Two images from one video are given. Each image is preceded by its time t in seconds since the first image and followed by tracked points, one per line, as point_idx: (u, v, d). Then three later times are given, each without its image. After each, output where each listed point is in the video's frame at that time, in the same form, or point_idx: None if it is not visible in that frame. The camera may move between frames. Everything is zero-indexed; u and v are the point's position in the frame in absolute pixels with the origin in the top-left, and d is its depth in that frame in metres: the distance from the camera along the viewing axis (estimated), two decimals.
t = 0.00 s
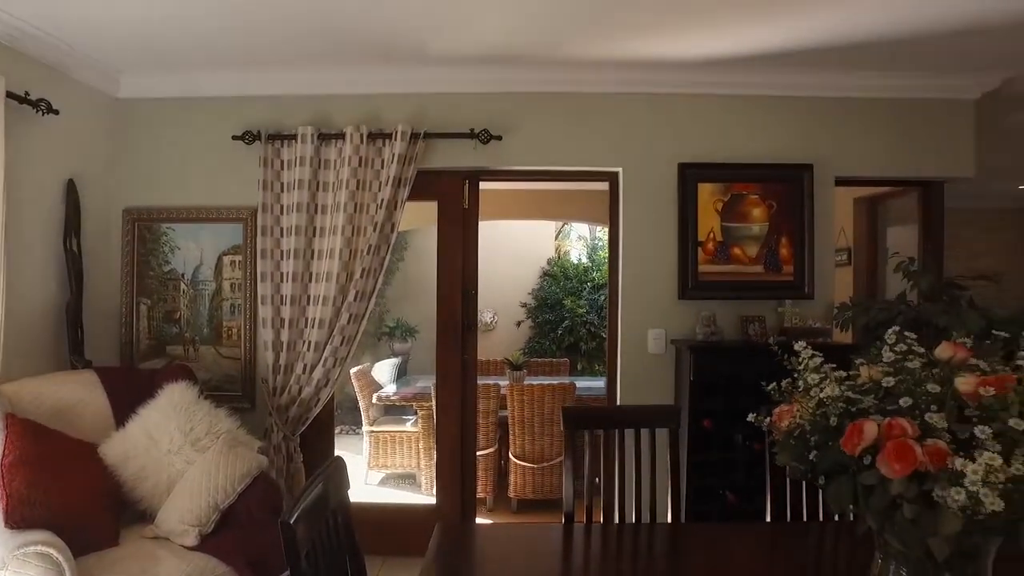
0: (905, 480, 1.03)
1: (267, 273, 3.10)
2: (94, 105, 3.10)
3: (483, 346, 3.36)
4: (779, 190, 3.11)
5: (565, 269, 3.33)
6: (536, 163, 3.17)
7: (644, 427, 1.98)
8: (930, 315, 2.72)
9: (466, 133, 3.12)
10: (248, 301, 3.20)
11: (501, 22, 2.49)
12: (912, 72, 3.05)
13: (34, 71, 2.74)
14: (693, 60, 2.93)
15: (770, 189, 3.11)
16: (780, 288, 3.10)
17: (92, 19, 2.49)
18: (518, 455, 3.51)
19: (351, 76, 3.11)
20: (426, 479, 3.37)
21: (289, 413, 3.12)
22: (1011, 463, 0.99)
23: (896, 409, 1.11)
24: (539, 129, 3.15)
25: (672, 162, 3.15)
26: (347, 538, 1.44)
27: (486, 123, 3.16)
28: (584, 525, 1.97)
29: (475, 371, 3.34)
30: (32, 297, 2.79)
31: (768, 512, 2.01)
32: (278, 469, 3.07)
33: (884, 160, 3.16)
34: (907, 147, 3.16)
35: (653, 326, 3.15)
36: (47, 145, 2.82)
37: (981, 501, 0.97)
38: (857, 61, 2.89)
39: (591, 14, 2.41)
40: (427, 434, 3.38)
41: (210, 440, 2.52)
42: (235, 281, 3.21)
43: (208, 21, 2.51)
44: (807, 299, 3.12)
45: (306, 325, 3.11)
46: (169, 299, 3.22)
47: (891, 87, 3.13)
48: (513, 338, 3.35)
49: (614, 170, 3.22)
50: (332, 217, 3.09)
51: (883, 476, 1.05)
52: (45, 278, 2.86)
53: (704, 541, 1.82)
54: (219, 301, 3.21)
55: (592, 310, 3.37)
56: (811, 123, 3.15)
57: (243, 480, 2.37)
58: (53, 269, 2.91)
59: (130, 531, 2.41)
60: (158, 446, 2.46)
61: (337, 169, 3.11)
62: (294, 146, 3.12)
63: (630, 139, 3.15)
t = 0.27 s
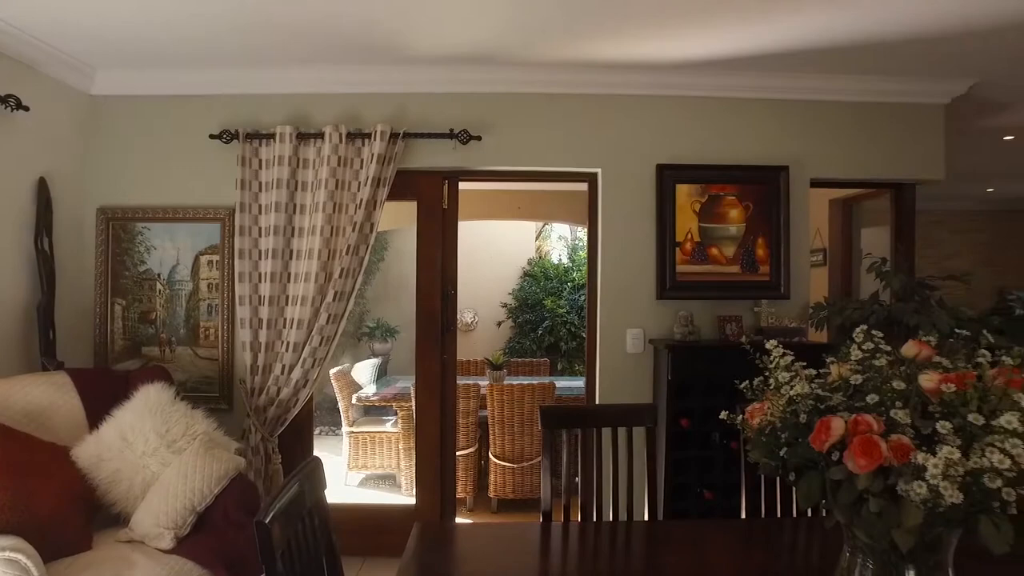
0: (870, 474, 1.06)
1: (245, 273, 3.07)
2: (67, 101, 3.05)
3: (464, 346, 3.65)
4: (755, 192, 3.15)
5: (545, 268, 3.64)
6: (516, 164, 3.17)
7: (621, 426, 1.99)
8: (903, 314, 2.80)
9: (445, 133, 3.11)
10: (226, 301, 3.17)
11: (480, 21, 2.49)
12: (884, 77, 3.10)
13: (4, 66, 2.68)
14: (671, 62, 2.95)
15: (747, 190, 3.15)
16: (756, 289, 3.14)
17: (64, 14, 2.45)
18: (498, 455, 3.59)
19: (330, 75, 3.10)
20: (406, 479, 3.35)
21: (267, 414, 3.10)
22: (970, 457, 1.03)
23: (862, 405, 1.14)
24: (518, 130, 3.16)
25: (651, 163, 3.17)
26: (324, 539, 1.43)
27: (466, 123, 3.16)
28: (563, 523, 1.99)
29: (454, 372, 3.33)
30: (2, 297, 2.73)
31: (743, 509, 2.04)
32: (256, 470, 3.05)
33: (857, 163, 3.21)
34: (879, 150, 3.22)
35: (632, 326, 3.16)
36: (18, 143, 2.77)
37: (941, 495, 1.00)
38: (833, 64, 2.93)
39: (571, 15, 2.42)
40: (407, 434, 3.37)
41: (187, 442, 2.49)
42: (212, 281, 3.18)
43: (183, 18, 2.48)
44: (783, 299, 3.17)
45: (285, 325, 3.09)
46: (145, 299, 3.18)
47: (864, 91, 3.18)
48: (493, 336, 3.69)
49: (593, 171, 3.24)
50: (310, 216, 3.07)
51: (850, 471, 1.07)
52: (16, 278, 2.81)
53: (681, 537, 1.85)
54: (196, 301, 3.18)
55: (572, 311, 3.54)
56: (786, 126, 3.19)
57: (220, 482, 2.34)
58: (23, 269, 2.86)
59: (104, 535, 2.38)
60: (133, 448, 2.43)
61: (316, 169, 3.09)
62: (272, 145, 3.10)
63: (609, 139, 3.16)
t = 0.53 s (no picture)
0: (836, 469, 1.09)
1: (222, 273, 3.05)
2: (38, 98, 3.00)
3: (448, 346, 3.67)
4: (731, 193, 3.19)
5: (524, 269, 3.74)
6: (495, 164, 3.17)
7: (598, 425, 2.00)
8: (874, 314, 2.86)
9: (424, 133, 3.11)
10: (202, 301, 3.14)
11: (458, 22, 2.49)
12: (857, 81, 3.16)
13: None
14: (649, 64, 2.98)
15: (724, 191, 3.19)
16: (733, 288, 3.18)
17: (34, 9, 2.41)
18: (478, 454, 3.61)
19: (308, 74, 3.08)
20: (385, 480, 3.35)
21: (245, 415, 3.08)
22: (931, 450, 1.06)
23: (829, 401, 1.17)
24: (497, 130, 3.17)
25: (629, 164, 3.20)
26: (299, 540, 1.43)
27: (445, 123, 3.16)
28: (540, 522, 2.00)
29: (433, 372, 3.33)
30: None
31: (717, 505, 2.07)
32: (233, 471, 3.02)
33: (830, 165, 3.27)
34: (851, 153, 3.28)
35: (611, 325, 3.19)
36: None
37: (903, 488, 1.03)
38: (807, 68, 2.98)
39: (548, 16, 2.43)
40: (386, 435, 3.36)
41: (162, 444, 2.47)
42: (189, 281, 3.15)
43: (157, 14, 2.45)
44: (759, 299, 3.21)
45: (262, 326, 3.07)
46: (119, 299, 3.14)
47: (838, 95, 3.23)
48: (473, 337, 3.74)
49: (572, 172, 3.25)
50: (288, 216, 3.05)
51: (817, 466, 1.10)
52: None
53: (658, 534, 1.87)
54: (172, 301, 3.14)
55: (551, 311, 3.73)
56: (762, 128, 3.24)
57: (196, 484, 2.32)
58: None
59: (76, 539, 2.34)
60: (106, 451, 2.40)
61: (294, 168, 3.07)
62: (249, 144, 3.07)
63: (588, 140, 3.18)
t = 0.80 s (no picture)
0: (809, 465, 1.11)
1: (202, 273, 3.02)
2: (13, 95, 2.96)
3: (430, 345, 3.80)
4: (712, 194, 3.22)
5: (507, 268, 3.82)
6: (477, 165, 3.18)
7: (578, 424, 2.02)
8: (852, 313, 2.90)
9: (407, 133, 3.11)
10: (182, 301, 3.12)
11: (441, 21, 2.49)
12: (834, 85, 3.20)
13: None
14: (630, 66, 3.00)
15: (704, 192, 3.22)
16: (713, 288, 3.21)
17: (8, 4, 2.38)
18: (462, 454, 3.59)
19: (289, 73, 3.07)
20: (368, 481, 3.34)
21: (225, 416, 3.06)
22: (901, 446, 1.09)
23: (803, 399, 1.20)
24: (479, 131, 3.17)
25: (611, 165, 3.22)
26: (279, 543, 1.42)
27: (428, 124, 3.16)
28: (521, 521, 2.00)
29: (416, 372, 3.33)
30: None
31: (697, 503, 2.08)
32: (213, 473, 3.00)
33: (808, 167, 3.31)
34: (829, 155, 3.33)
35: (592, 325, 3.21)
36: None
37: (873, 484, 1.06)
38: (785, 71, 3.01)
39: (530, 17, 2.43)
40: (369, 435, 3.35)
41: (140, 446, 2.44)
42: (168, 281, 3.12)
43: (134, 11, 2.43)
44: (740, 299, 3.25)
45: (243, 326, 3.05)
46: (97, 299, 3.10)
47: (816, 98, 3.28)
48: (457, 336, 3.85)
49: (554, 173, 3.27)
50: (270, 216, 3.04)
51: (790, 463, 1.12)
52: None
53: (638, 532, 1.89)
54: (151, 301, 3.12)
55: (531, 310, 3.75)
56: (742, 130, 3.27)
57: (175, 486, 2.30)
58: None
59: (52, 543, 2.31)
60: (83, 454, 2.37)
61: (275, 168, 3.05)
62: (230, 144, 3.05)
63: (570, 141, 3.20)
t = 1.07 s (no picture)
0: (782, 462, 1.13)
1: (181, 274, 2.99)
2: None
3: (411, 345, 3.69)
4: (691, 195, 3.25)
5: (489, 268, 3.82)
6: (458, 165, 3.18)
7: (557, 423, 2.02)
8: (827, 313, 2.95)
9: (388, 133, 3.11)
10: (160, 302, 3.08)
11: (421, 21, 2.49)
12: (810, 88, 3.25)
13: None
14: (611, 67, 3.02)
15: (684, 193, 3.25)
16: (692, 288, 3.25)
17: None
18: (443, 455, 3.64)
19: (268, 71, 3.05)
20: (349, 481, 3.33)
21: (204, 417, 3.03)
22: (870, 442, 1.12)
23: (777, 396, 1.22)
24: (460, 131, 3.17)
25: (591, 166, 3.24)
26: (257, 544, 1.41)
27: (409, 124, 3.15)
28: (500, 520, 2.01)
29: (397, 372, 3.32)
30: None
31: (675, 500, 2.11)
32: (192, 474, 2.97)
33: (786, 168, 3.36)
34: (805, 157, 3.38)
35: (573, 325, 3.22)
36: None
37: (844, 479, 1.09)
38: (762, 74, 3.06)
39: (511, 18, 2.44)
40: (350, 436, 3.34)
41: (117, 448, 2.42)
42: (146, 281, 3.09)
43: (111, 8, 2.40)
44: (719, 299, 3.28)
45: (222, 326, 3.03)
46: (72, 300, 3.06)
47: (792, 101, 3.32)
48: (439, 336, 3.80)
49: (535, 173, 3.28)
50: (249, 215, 3.02)
51: (764, 460, 1.15)
52: None
53: (616, 529, 1.90)
54: (128, 302, 3.08)
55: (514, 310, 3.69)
56: (720, 132, 3.31)
57: (153, 487, 2.28)
58: None
59: (26, 547, 2.28)
60: (57, 457, 2.35)
61: (255, 167, 3.03)
62: (209, 143, 3.02)
63: (551, 142, 3.21)
